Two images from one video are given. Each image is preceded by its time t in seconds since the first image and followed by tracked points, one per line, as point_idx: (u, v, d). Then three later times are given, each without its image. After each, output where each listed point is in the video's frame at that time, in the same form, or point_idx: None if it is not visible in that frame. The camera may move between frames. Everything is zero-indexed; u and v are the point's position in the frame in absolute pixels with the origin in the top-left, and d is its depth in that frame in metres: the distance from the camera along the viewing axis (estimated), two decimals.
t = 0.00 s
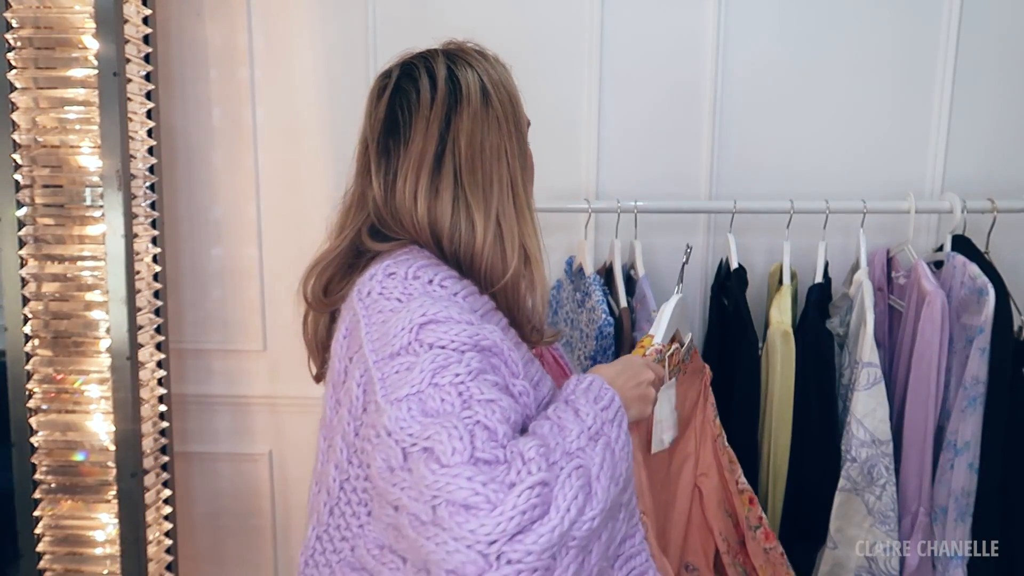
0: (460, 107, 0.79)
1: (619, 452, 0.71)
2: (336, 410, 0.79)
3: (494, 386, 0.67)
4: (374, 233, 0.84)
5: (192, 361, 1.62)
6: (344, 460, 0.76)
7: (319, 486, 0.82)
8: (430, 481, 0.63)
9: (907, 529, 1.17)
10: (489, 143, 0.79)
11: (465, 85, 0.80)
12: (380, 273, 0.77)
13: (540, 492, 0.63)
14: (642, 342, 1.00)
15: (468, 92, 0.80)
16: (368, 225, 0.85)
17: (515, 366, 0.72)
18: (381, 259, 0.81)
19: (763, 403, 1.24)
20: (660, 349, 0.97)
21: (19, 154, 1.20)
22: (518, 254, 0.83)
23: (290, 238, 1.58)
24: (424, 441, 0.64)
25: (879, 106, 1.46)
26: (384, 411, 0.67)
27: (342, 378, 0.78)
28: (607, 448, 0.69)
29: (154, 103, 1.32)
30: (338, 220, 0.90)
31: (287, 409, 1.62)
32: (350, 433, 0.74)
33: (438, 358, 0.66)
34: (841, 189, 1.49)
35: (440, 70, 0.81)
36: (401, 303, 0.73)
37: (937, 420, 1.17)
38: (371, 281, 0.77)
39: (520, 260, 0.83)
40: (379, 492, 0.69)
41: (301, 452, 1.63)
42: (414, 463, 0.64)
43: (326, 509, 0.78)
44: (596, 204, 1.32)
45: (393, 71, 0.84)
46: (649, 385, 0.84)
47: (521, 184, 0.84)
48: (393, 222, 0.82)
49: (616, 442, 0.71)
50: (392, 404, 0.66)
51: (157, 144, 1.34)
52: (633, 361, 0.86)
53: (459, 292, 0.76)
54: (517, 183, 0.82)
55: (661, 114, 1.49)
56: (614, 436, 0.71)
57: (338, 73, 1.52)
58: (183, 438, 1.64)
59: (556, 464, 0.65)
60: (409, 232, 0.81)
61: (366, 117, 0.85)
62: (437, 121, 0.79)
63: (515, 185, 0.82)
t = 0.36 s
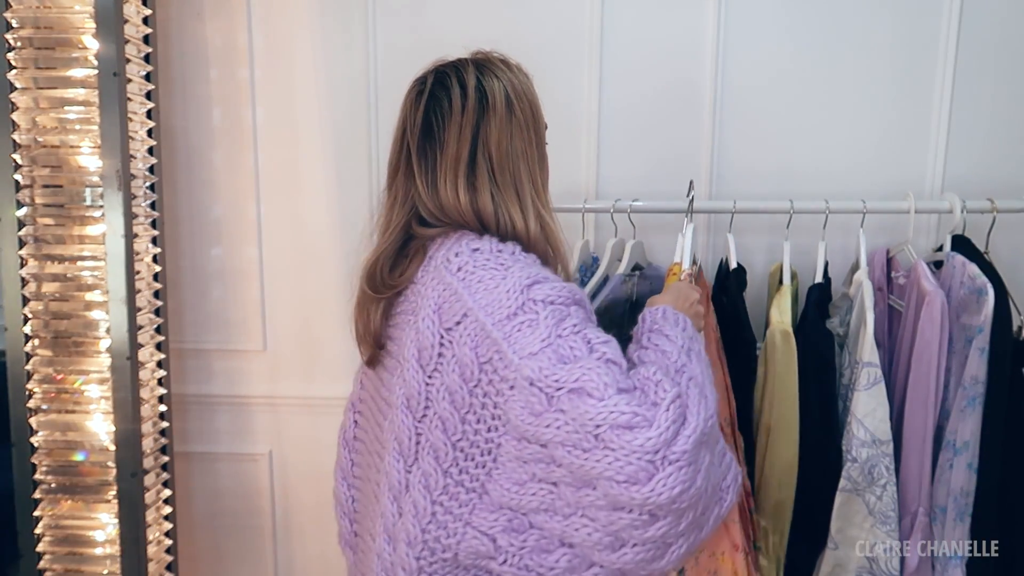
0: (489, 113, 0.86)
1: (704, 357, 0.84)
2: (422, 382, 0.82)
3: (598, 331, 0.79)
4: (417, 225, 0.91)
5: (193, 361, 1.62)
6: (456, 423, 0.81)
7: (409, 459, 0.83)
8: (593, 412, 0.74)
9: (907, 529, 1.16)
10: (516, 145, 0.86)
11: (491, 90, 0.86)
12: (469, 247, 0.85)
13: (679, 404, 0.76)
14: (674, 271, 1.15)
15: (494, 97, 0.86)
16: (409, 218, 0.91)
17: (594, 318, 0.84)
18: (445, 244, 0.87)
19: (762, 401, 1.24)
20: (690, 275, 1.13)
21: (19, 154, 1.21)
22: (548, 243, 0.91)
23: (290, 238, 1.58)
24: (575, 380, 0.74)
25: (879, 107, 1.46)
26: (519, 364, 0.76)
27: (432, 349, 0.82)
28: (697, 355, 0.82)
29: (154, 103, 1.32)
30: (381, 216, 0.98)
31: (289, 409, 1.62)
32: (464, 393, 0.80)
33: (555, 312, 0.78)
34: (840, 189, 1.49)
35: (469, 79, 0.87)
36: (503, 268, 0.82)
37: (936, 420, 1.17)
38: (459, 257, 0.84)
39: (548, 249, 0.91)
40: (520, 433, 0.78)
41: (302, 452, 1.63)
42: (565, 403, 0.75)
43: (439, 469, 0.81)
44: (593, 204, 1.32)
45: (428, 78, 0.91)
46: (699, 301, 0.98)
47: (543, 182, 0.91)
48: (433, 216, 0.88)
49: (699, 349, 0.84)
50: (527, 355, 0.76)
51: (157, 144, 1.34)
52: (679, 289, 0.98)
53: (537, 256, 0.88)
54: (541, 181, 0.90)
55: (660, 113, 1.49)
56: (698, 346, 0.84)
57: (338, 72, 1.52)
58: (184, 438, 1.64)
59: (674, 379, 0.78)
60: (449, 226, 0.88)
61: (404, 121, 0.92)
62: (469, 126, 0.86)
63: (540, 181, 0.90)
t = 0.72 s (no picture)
0: (484, 117, 0.86)
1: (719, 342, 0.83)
2: (458, 375, 0.82)
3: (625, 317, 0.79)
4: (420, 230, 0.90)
5: (193, 361, 1.62)
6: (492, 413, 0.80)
7: (444, 455, 0.82)
8: (624, 393, 0.72)
9: (908, 528, 1.17)
10: (511, 148, 0.87)
11: (484, 94, 0.86)
12: (500, 239, 0.84)
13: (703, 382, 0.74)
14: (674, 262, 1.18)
15: (487, 101, 0.86)
16: (411, 222, 0.90)
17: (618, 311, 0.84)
18: (468, 237, 0.87)
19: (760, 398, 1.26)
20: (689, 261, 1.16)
21: (19, 154, 1.20)
22: (549, 243, 0.91)
23: (290, 237, 1.58)
24: (609, 362, 0.73)
25: (879, 107, 1.46)
26: (555, 350, 0.76)
27: (468, 341, 0.81)
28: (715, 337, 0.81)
29: (154, 103, 1.32)
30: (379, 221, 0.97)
31: (289, 408, 1.61)
32: (502, 383, 0.80)
33: (589, 298, 0.79)
34: (841, 189, 1.49)
35: (461, 83, 0.87)
36: (535, 258, 0.82)
37: (937, 420, 1.17)
38: (490, 248, 0.84)
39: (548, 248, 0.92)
40: (556, 418, 0.77)
41: (302, 452, 1.63)
42: (598, 385, 0.74)
43: (478, 462, 0.81)
44: (592, 204, 1.32)
45: (421, 83, 0.91)
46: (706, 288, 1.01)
47: (537, 183, 0.92)
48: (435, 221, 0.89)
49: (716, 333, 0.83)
50: (564, 341, 0.76)
51: (156, 144, 1.35)
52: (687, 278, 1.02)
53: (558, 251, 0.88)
54: (535, 182, 0.91)
55: (661, 113, 1.49)
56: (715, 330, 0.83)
57: (339, 72, 1.52)
58: (184, 438, 1.64)
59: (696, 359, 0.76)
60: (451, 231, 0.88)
61: (399, 127, 0.92)
62: (465, 130, 0.86)
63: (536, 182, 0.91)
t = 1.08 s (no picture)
0: (448, 116, 0.83)
1: (668, 351, 0.71)
2: (391, 403, 0.78)
3: (560, 336, 0.72)
4: (375, 245, 0.87)
5: (192, 361, 1.62)
6: (424, 445, 0.76)
7: (381, 486, 0.79)
8: (527, 435, 0.66)
9: (907, 529, 1.16)
10: (477, 148, 0.83)
11: (450, 93, 0.83)
12: (438, 255, 0.80)
13: (611, 415, 0.65)
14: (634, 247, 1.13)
15: (452, 99, 0.83)
16: (370, 233, 0.87)
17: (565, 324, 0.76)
18: (413, 252, 0.83)
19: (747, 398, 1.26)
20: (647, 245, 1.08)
21: (19, 154, 1.20)
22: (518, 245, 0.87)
23: (290, 238, 1.58)
24: (516, 398, 0.67)
25: (879, 108, 1.46)
26: (470, 382, 0.70)
27: (400, 369, 0.77)
28: (655, 352, 0.70)
29: (154, 103, 1.32)
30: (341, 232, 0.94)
31: (288, 409, 1.61)
32: (432, 413, 0.75)
33: (515, 319, 0.71)
34: (840, 189, 1.49)
35: (425, 82, 0.84)
36: (468, 277, 0.76)
37: (936, 420, 1.17)
38: (426, 266, 0.80)
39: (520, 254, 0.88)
40: (478, 457, 0.72)
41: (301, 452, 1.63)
42: (506, 422, 0.68)
43: (413, 496, 0.77)
44: (593, 204, 1.32)
45: (382, 82, 0.88)
46: (670, 271, 0.88)
47: (508, 183, 0.87)
48: (395, 225, 0.85)
49: (663, 343, 0.72)
50: (478, 372, 0.70)
51: (156, 143, 1.35)
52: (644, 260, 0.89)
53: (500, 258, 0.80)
54: (507, 182, 0.87)
55: (661, 113, 1.49)
56: (660, 338, 0.72)
57: (338, 72, 1.52)
58: (183, 438, 1.64)
59: (614, 387, 0.67)
60: (412, 235, 0.84)
61: (359, 129, 0.89)
62: (428, 131, 0.83)
63: (506, 181, 0.87)
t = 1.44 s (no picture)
0: (417, 111, 0.82)
1: (646, 384, 0.73)
2: (324, 423, 0.77)
3: (514, 356, 0.71)
4: (331, 250, 0.86)
5: (191, 362, 1.62)
6: (344, 472, 0.75)
7: (306, 512, 0.79)
8: (483, 461, 0.64)
9: (906, 529, 1.16)
10: (443, 146, 0.83)
11: (416, 88, 0.82)
12: (378, 266, 0.78)
13: (585, 441, 0.66)
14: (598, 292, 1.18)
15: (422, 95, 0.82)
16: (327, 237, 0.86)
17: (524, 344, 0.76)
18: (356, 264, 0.81)
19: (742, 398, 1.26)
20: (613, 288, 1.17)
21: (19, 154, 1.20)
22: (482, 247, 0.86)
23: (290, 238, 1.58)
24: (462, 422, 0.66)
25: (879, 108, 1.46)
26: (408, 403, 0.68)
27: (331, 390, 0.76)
28: (634, 382, 0.72)
29: (154, 103, 1.32)
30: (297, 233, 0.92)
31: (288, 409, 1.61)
32: (355, 439, 0.73)
33: (461, 338, 0.69)
34: (841, 189, 1.48)
35: (393, 76, 0.83)
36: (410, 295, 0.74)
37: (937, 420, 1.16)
38: (365, 279, 0.78)
39: (486, 258, 0.87)
40: (410, 482, 0.70)
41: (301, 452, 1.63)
42: (453, 445, 0.66)
43: (339, 519, 0.76)
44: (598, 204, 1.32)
45: (344, 77, 0.87)
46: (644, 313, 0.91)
47: (476, 183, 0.87)
48: (354, 224, 0.83)
49: (642, 375, 0.73)
50: (419, 393, 0.68)
51: (156, 144, 1.35)
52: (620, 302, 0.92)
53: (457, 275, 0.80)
54: (475, 183, 0.86)
55: (660, 114, 1.49)
56: (638, 369, 0.74)
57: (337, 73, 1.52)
58: (183, 438, 1.64)
59: (591, 413, 0.68)
60: (372, 234, 0.83)
61: (317, 124, 0.87)
62: (395, 126, 0.81)
63: (474, 182, 0.86)
